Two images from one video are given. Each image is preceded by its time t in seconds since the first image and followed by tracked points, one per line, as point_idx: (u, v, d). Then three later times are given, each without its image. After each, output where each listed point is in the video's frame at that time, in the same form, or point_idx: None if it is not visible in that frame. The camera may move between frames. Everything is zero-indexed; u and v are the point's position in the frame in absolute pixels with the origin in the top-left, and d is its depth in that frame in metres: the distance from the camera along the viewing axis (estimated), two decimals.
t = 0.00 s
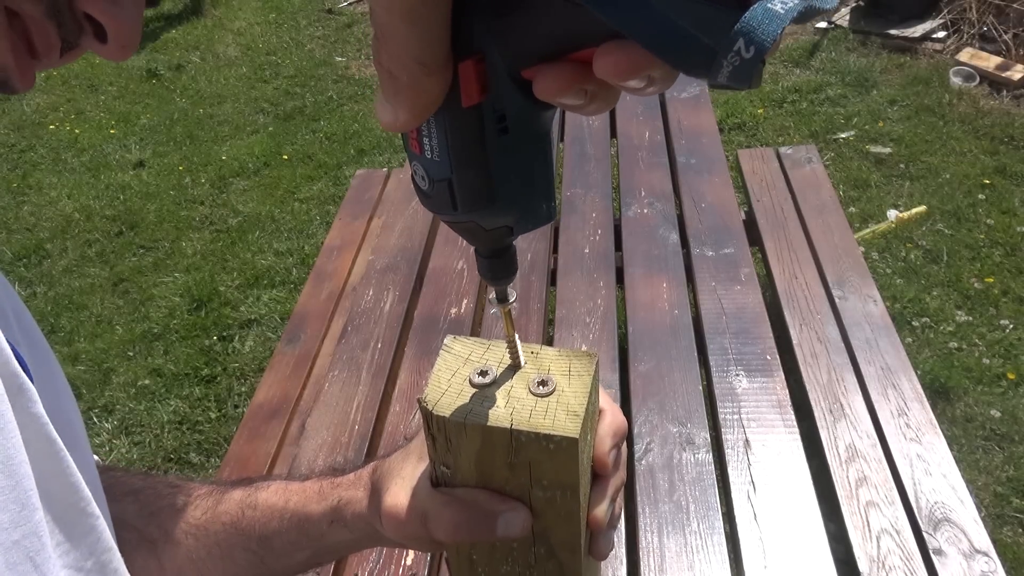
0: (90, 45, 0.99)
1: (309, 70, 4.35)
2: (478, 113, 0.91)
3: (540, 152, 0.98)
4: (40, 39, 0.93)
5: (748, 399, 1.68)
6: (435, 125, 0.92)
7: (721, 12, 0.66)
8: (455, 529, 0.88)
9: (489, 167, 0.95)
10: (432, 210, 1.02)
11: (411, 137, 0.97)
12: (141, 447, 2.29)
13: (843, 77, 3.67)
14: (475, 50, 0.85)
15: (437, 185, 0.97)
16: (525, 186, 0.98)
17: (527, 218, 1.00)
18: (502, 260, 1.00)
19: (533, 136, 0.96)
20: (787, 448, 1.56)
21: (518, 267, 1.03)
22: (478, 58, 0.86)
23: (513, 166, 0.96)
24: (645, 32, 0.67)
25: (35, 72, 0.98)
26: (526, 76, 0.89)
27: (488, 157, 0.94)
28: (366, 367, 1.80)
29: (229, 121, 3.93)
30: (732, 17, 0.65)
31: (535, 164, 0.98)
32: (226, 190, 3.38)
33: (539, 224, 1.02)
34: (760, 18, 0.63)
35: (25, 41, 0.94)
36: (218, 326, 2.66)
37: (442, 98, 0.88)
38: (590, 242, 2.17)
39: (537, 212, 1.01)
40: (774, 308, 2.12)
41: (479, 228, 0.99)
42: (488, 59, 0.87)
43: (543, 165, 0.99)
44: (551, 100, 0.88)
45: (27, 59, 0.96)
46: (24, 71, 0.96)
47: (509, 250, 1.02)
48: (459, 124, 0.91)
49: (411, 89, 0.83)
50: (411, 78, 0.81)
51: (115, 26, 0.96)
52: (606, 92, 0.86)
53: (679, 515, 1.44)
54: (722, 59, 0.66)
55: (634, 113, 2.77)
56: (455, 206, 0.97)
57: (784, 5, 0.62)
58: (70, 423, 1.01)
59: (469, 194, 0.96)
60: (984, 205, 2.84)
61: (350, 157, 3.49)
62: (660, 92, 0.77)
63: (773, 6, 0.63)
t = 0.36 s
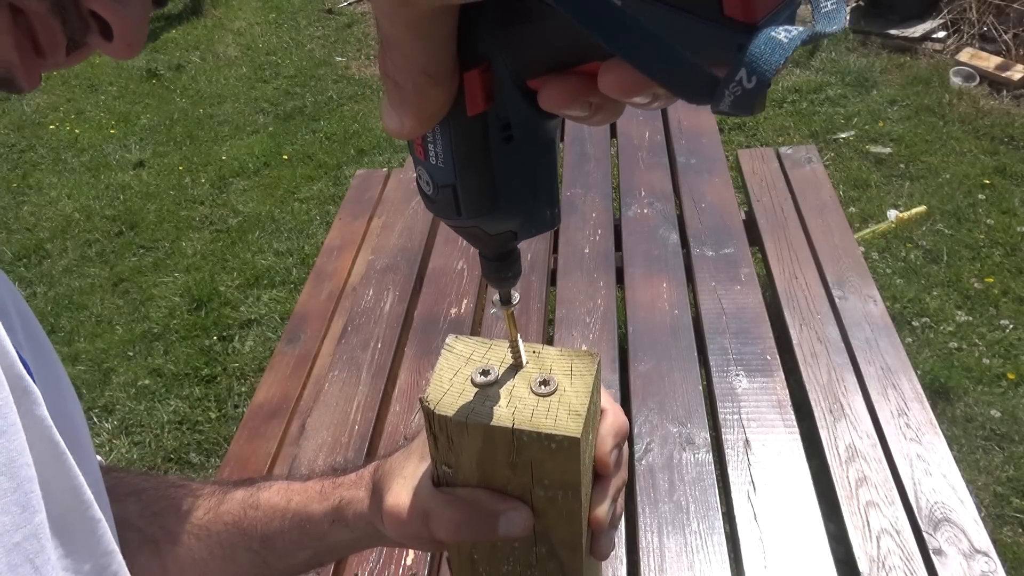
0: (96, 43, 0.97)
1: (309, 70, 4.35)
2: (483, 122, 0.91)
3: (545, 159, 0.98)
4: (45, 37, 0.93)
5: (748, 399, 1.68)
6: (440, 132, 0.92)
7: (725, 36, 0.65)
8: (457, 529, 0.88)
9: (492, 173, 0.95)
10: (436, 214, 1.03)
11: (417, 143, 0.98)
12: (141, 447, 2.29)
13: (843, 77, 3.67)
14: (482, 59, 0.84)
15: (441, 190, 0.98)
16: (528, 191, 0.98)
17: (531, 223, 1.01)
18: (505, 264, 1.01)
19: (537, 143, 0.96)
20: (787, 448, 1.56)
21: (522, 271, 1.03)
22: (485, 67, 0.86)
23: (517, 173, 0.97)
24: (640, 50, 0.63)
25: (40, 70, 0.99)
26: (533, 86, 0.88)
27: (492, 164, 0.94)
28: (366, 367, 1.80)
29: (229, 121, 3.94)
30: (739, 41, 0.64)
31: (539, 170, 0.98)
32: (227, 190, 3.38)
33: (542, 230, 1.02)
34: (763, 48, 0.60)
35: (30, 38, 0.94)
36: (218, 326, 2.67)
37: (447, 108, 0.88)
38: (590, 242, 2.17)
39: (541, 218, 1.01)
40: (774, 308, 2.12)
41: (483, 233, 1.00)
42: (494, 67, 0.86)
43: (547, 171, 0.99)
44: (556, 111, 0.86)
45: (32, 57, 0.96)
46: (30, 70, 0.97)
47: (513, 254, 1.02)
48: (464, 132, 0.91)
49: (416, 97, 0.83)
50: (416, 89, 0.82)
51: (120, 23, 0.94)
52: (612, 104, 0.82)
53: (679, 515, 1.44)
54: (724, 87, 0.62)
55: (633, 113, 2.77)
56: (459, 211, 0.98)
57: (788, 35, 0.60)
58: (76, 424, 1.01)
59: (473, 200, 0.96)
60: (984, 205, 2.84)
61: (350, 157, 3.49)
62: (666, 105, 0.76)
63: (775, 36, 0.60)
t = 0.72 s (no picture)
0: (107, 32, 0.96)
1: (309, 71, 4.35)
2: (483, 123, 0.90)
3: (544, 161, 0.98)
4: (54, 28, 0.94)
5: (749, 399, 1.68)
6: (440, 132, 0.91)
7: (720, 32, 0.63)
8: (458, 528, 0.88)
9: (493, 174, 0.95)
10: (437, 216, 1.02)
11: (417, 144, 0.97)
12: (141, 447, 2.28)
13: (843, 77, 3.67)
14: (482, 59, 0.85)
15: (442, 191, 0.97)
16: (529, 193, 0.98)
17: (532, 225, 1.00)
18: (507, 266, 1.01)
19: (536, 145, 0.96)
20: (787, 448, 1.56)
21: (523, 273, 1.03)
22: (484, 67, 0.86)
23: (518, 175, 0.96)
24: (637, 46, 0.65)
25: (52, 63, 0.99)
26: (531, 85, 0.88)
27: (493, 165, 0.94)
28: (366, 367, 1.80)
29: (229, 121, 3.93)
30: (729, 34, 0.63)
31: (540, 172, 0.98)
32: (227, 190, 3.38)
33: (542, 232, 1.02)
34: (753, 36, 0.61)
35: (40, 30, 0.95)
36: (218, 326, 2.66)
37: (448, 107, 0.87)
38: (590, 242, 2.17)
39: (541, 220, 1.00)
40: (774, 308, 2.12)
41: (483, 234, 0.99)
42: (494, 67, 0.86)
43: (547, 173, 0.99)
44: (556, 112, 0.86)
45: (43, 48, 0.96)
46: (40, 62, 0.97)
47: (514, 256, 1.02)
48: (464, 132, 0.90)
49: (417, 96, 0.83)
50: (416, 87, 0.82)
51: (127, 12, 0.92)
52: (612, 103, 0.84)
53: (679, 515, 1.44)
54: (715, 77, 0.64)
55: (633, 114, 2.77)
56: (460, 212, 0.97)
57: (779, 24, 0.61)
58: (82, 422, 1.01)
59: (474, 201, 0.96)
60: (984, 205, 2.84)
61: (350, 157, 3.49)
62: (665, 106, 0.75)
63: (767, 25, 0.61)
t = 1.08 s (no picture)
0: (108, 22, 0.97)
1: (309, 70, 4.35)
2: (481, 133, 0.91)
3: (545, 172, 0.98)
4: (56, 20, 0.94)
5: (749, 399, 1.68)
6: (439, 142, 0.93)
7: (705, 71, 0.57)
8: (457, 528, 0.88)
9: (491, 184, 0.96)
10: (437, 218, 1.04)
11: (418, 149, 0.99)
12: (141, 447, 2.29)
13: (843, 77, 3.66)
14: (480, 73, 0.84)
15: (441, 197, 0.99)
16: (527, 203, 0.99)
17: (530, 233, 1.01)
18: (507, 270, 1.02)
19: (537, 157, 0.96)
20: (787, 448, 1.56)
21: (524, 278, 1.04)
22: (483, 81, 0.85)
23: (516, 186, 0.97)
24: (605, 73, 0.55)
25: (54, 55, 0.98)
26: (529, 102, 0.86)
27: (491, 174, 0.95)
28: (366, 367, 1.80)
29: (229, 121, 3.94)
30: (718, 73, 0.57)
31: (539, 183, 0.99)
32: (226, 190, 3.38)
33: (541, 241, 1.03)
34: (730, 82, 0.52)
35: (44, 24, 0.94)
36: (218, 326, 2.66)
37: (448, 111, 0.88)
38: (590, 242, 2.17)
39: (539, 230, 1.02)
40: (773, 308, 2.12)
41: (482, 240, 1.01)
42: (492, 82, 0.85)
43: (547, 184, 0.99)
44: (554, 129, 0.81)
45: (46, 41, 0.96)
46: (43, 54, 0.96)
47: (514, 262, 1.03)
48: (461, 142, 0.92)
49: (414, 107, 0.82)
50: (413, 96, 0.81)
51: None
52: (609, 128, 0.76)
53: (679, 515, 1.44)
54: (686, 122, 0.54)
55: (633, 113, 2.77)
56: (458, 218, 0.99)
57: (756, 73, 0.52)
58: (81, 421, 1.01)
59: (471, 208, 0.97)
60: (984, 205, 2.84)
61: (350, 157, 3.50)
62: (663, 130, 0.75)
63: (745, 73, 0.51)
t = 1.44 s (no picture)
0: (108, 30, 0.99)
1: (309, 70, 4.35)
2: (478, 139, 0.91)
3: (543, 178, 0.97)
4: (56, 25, 0.94)
5: (749, 399, 1.68)
6: (437, 148, 0.95)
7: (692, 83, 0.59)
8: (458, 528, 0.88)
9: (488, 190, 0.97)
10: (439, 221, 1.06)
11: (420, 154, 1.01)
12: (141, 447, 2.29)
13: (843, 77, 3.66)
14: (475, 80, 0.82)
15: (441, 201, 1.01)
16: (525, 210, 0.99)
17: (529, 240, 1.01)
18: (511, 276, 1.03)
19: (535, 163, 0.95)
20: (787, 448, 1.56)
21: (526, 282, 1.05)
22: (479, 87, 0.83)
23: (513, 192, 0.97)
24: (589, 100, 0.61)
25: (53, 59, 0.98)
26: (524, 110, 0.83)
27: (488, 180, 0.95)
28: (366, 367, 1.80)
29: (229, 121, 3.94)
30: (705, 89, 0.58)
31: (537, 190, 0.98)
32: (227, 190, 3.38)
33: (541, 247, 1.03)
34: (696, 104, 0.54)
35: (43, 27, 0.94)
36: (218, 326, 2.66)
37: (445, 116, 0.88)
38: (591, 242, 2.17)
39: (538, 236, 1.01)
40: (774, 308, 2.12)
41: (482, 244, 1.03)
42: (488, 89, 0.83)
43: (545, 190, 0.98)
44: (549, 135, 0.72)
45: (44, 43, 0.96)
46: (41, 60, 0.96)
47: (516, 266, 1.04)
48: (458, 149, 0.93)
49: (411, 113, 0.82)
50: (407, 103, 0.80)
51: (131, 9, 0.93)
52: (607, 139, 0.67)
53: (679, 515, 1.44)
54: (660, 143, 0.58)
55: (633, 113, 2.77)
56: (457, 223, 1.01)
57: (732, 94, 0.53)
58: (82, 419, 1.02)
59: (469, 213, 0.99)
60: (984, 205, 2.84)
61: (350, 157, 3.50)
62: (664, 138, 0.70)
63: (717, 94, 0.53)
